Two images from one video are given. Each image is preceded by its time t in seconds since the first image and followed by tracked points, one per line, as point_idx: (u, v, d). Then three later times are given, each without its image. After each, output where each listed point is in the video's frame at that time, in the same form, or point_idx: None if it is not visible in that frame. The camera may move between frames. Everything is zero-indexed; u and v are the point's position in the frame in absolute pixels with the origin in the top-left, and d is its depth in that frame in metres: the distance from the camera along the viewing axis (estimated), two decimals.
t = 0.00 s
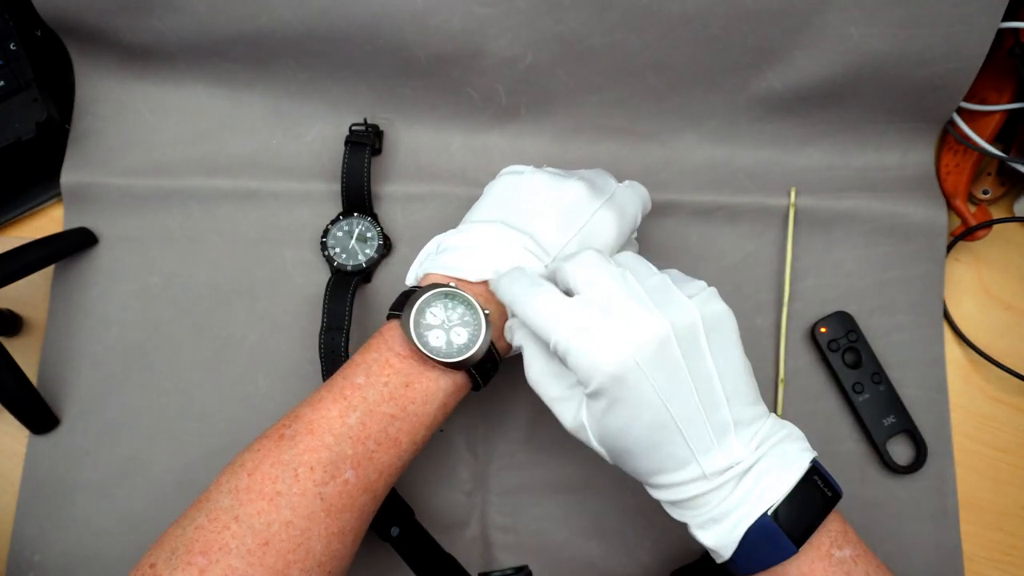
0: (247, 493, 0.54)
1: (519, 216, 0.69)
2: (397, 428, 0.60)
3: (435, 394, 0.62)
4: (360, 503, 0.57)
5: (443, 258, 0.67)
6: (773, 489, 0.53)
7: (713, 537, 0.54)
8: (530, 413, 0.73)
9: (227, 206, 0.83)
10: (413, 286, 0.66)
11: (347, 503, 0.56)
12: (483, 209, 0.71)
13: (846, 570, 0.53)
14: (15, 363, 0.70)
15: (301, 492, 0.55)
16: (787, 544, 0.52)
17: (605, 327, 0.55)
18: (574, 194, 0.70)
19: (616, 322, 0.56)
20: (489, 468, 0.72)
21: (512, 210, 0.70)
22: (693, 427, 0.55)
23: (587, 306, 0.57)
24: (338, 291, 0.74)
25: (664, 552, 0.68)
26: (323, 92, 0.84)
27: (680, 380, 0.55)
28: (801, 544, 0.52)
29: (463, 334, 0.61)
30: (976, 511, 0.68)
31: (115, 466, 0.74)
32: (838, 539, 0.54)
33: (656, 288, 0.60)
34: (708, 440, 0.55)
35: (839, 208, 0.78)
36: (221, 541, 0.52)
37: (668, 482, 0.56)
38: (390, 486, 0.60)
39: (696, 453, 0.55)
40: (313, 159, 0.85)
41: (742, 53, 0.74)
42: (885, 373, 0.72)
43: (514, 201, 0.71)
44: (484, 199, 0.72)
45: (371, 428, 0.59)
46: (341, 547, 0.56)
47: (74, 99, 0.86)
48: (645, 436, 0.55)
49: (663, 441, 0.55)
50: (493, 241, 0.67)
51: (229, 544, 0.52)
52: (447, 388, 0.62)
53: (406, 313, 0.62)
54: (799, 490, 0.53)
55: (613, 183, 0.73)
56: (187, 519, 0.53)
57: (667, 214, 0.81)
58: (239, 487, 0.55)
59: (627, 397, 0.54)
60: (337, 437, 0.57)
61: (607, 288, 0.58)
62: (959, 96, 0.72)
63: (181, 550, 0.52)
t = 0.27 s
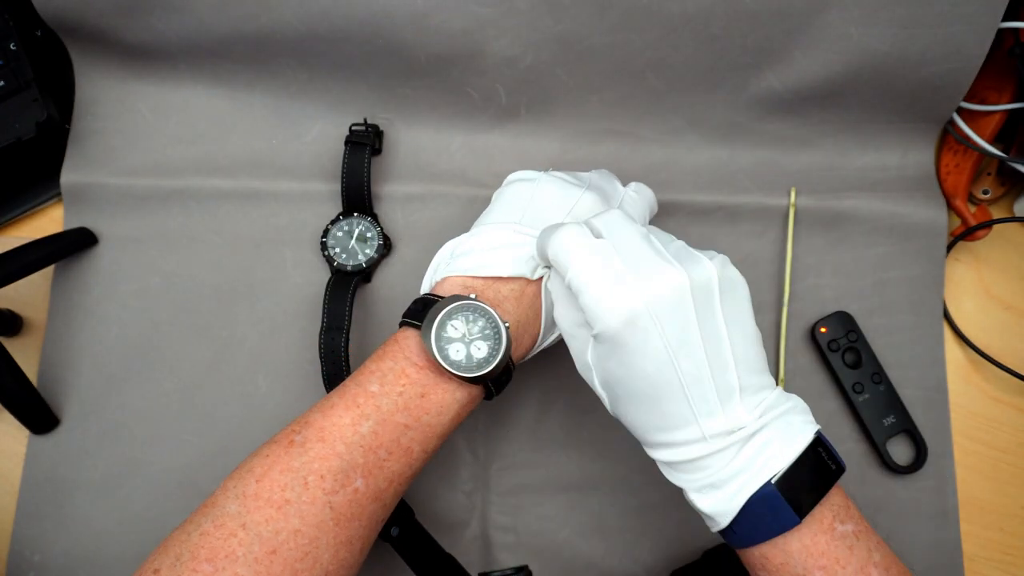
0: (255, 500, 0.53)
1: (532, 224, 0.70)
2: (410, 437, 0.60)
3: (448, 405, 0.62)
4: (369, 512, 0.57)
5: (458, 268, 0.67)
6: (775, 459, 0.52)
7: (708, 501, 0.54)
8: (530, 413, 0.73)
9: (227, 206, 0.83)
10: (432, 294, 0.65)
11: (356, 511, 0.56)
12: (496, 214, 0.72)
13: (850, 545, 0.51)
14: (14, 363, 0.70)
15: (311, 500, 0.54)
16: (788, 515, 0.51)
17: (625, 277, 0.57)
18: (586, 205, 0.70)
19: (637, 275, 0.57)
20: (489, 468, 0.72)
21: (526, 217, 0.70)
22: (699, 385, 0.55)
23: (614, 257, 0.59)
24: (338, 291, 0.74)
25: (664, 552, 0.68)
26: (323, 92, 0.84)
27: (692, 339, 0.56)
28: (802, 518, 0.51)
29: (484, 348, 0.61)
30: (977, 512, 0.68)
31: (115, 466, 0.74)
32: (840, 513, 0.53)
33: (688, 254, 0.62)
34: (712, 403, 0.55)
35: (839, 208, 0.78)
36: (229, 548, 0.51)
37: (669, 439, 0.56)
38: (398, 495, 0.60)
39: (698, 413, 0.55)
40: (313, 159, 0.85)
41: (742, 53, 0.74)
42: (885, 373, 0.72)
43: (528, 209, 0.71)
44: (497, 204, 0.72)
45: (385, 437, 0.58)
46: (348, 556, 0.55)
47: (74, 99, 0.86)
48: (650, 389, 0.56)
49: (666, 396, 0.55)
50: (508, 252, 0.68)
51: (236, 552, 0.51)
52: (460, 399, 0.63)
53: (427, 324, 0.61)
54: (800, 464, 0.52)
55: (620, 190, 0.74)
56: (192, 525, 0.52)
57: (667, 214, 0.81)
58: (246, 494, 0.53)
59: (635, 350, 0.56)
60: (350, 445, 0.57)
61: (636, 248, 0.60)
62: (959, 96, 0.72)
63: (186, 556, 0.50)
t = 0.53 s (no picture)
0: (251, 510, 0.54)
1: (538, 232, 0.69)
2: (408, 452, 0.60)
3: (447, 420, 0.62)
4: (365, 525, 0.57)
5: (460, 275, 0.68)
6: (781, 459, 0.53)
7: (720, 509, 0.54)
8: (530, 413, 0.73)
9: (227, 206, 0.83)
10: (435, 306, 0.65)
11: (352, 525, 0.56)
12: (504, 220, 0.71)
13: (854, 543, 0.53)
14: (14, 363, 0.70)
15: (308, 512, 0.54)
16: (800, 512, 0.51)
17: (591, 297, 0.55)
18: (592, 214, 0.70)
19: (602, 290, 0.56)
20: (490, 468, 0.72)
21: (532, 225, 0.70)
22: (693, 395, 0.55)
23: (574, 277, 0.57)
24: (338, 291, 0.74)
25: (664, 551, 0.68)
26: (323, 92, 0.84)
27: (674, 351, 0.55)
28: (813, 517, 0.52)
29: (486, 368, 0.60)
30: (976, 512, 0.68)
31: (115, 465, 0.74)
32: (843, 512, 0.54)
33: (634, 234, 0.60)
34: (713, 412, 0.55)
35: (838, 208, 0.78)
36: (224, 559, 0.51)
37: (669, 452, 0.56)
38: (394, 507, 0.60)
39: (699, 424, 0.55)
40: (313, 158, 0.85)
41: (742, 52, 0.74)
42: (885, 373, 0.72)
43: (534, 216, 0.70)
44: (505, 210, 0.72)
45: (383, 452, 0.58)
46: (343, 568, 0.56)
47: (74, 98, 0.85)
48: (647, 407, 0.55)
49: (665, 413, 0.55)
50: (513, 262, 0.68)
51: (231, 563, 0.51)
52: (459, 414, 0.63)
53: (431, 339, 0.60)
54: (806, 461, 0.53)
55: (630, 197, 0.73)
56: (188, 533, 0.53)
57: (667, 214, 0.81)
58: (243, 503, 0.54)
59: (626, 369, 0.54)
60: (348, 459, 0.57)
61: (591, 252, 0.58)
62: (959, 96, 0.72)
63: (181, 566, 0.51)
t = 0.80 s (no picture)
0: (246, 499, 0.54)
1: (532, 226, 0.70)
2: (400, 437, 0.59)
3: (439, 404, 0.61)
4: (361, 513, 0.57)
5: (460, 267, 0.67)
6: (794, 454, 0.53)
7: (736, 507, 0.53)
8: (531, 413, 0.73)
9: (227, 206, 0.83)
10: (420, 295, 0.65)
11: (348, 511, 0.56)
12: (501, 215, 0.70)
13: (865, 543, 0.53)
14: (14, 363, 0.70)
15: (301, 499, 0.55)
16: (809, 510, 0.52)
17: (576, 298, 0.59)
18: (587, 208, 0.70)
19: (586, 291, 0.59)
20: (490, 468, 0.72)
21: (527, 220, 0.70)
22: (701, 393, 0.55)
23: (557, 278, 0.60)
24: (338, 291, 0.74)
25: (664, 551, 0.68)
26: (324, 91, 0.84)
27: (670, 346, 0.57)
28: (823, 518, 0.52)
29: (469, 345, 0.60)
30: (976, 511, 0.68)
31: (115, 466, 0.74)
32: (858, 512, 0.55)
33: (619, 236, 0.63)
34: (719, 405, 0.55)
35: (838, 208, 0.78)
36: (220, 547, 0.52)
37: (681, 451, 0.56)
38: (391, 495, 0.60)
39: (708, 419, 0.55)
40: (313, 158, 0.85)
41: (742, 52, 0.74)
42: (885, 373, 0.72)
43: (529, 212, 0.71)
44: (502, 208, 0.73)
45: (374, 437, 0.58)
46: (341, 556, 0.56)
47: (74, 99, 0.85)
48: (648, 402, 0.56)
49: (667, 410, 0.56)
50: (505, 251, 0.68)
51: (227, 550, 0.52)
52: (451, 398, 0.62)
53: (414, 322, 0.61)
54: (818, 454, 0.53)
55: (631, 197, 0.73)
56: (186, 525, 0.53)
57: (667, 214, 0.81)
58: (237, 492, 0.55)
59: (620, 364, 0.57)
60: (339, 445, 0.57)
61: (574, 252, 0.61)
62: (959, 96, 0.72)
63: (179, 555, 0.51)
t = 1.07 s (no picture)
0: (251, 488, 0.54)
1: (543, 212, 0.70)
2: (403, 422, 0.59)
3: (441, 388, 0.61)
4: (365, 498, 0.57)
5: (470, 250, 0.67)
6: (764, 460, 0.54)
7: (702, 505, 0.56)
8: (530, 412, 0.73)
9: (227, 206, 0.83)
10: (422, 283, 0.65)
11: (351, 497, 0.56)
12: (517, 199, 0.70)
13: (838, 544, 0.54)
14: (14, 362, 0.70)
15: (305, 485, 0.55)
16: (771, 519, 0.53)
17: (571, 287, 0.60)
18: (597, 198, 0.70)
19: (580, 282, 0.60)
20: (490, 468, 0.72)
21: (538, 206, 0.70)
22: (677, 394, 0.57)
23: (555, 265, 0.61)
24: (338, 291, 0.74)
25: (664, 551, 0.68)
26: (324, 91, 0.84)
27: (652, 345, 0.59)
28: (784, 524, 0.53)
29: (467, 326, 0.61)
30: (976, 511, 0.68)
31: (115, 465, 0.74)
32: (833, 514, 0.55)
33: (625, 228, 0.64)
34: (693, 407, 0.57)
35: (838, 208, 0.78)
36: (225, 535, 0.52)
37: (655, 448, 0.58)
38: (396, 481, 0.59)
39: (680, 420, 0.57)
40: (313, 158, 0.85)
41: (742, 52, 0.74)
42: (885, 373, 0.72)
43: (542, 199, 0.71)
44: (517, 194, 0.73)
45: (375, 422, 0.58)
46: (346, 542, 0.55)
47: (74, 99, 0.85)
48: (626, 398, 0.58)
49: (645, 408, 0.57)
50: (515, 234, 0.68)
51: (232, 538, 0.52)
52: (453, 381, 0.62)
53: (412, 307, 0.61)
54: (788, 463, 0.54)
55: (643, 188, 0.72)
56: (192, 516, 0.54)
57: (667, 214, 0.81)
58: (243, 481, 0.55)
59: (602, 358, 0.58)
60: (342, 431, 0.57)
61: (578, 241, 0.62)
62: (958, 96, 0.72)
63: (185, 545, 0.52)
